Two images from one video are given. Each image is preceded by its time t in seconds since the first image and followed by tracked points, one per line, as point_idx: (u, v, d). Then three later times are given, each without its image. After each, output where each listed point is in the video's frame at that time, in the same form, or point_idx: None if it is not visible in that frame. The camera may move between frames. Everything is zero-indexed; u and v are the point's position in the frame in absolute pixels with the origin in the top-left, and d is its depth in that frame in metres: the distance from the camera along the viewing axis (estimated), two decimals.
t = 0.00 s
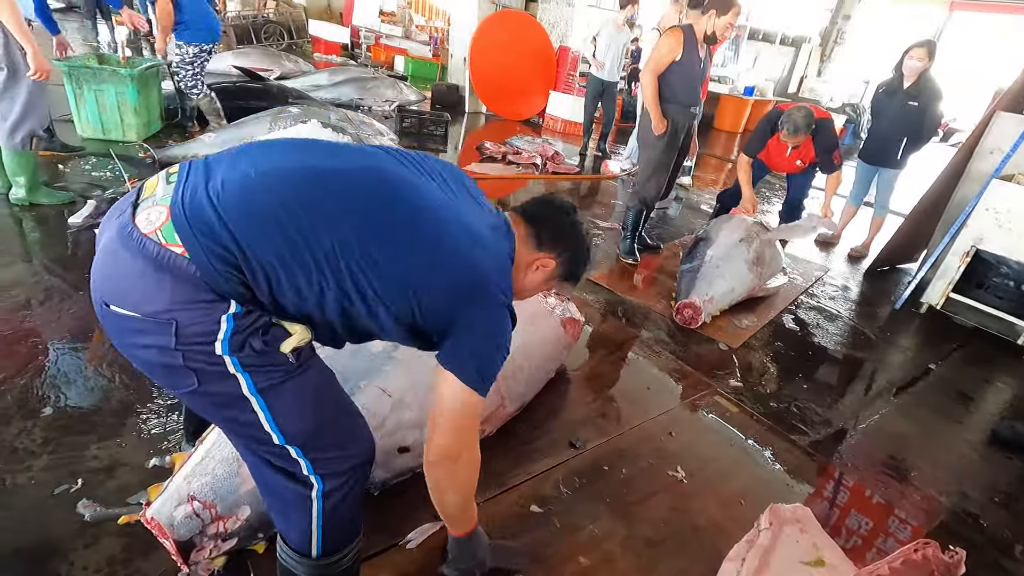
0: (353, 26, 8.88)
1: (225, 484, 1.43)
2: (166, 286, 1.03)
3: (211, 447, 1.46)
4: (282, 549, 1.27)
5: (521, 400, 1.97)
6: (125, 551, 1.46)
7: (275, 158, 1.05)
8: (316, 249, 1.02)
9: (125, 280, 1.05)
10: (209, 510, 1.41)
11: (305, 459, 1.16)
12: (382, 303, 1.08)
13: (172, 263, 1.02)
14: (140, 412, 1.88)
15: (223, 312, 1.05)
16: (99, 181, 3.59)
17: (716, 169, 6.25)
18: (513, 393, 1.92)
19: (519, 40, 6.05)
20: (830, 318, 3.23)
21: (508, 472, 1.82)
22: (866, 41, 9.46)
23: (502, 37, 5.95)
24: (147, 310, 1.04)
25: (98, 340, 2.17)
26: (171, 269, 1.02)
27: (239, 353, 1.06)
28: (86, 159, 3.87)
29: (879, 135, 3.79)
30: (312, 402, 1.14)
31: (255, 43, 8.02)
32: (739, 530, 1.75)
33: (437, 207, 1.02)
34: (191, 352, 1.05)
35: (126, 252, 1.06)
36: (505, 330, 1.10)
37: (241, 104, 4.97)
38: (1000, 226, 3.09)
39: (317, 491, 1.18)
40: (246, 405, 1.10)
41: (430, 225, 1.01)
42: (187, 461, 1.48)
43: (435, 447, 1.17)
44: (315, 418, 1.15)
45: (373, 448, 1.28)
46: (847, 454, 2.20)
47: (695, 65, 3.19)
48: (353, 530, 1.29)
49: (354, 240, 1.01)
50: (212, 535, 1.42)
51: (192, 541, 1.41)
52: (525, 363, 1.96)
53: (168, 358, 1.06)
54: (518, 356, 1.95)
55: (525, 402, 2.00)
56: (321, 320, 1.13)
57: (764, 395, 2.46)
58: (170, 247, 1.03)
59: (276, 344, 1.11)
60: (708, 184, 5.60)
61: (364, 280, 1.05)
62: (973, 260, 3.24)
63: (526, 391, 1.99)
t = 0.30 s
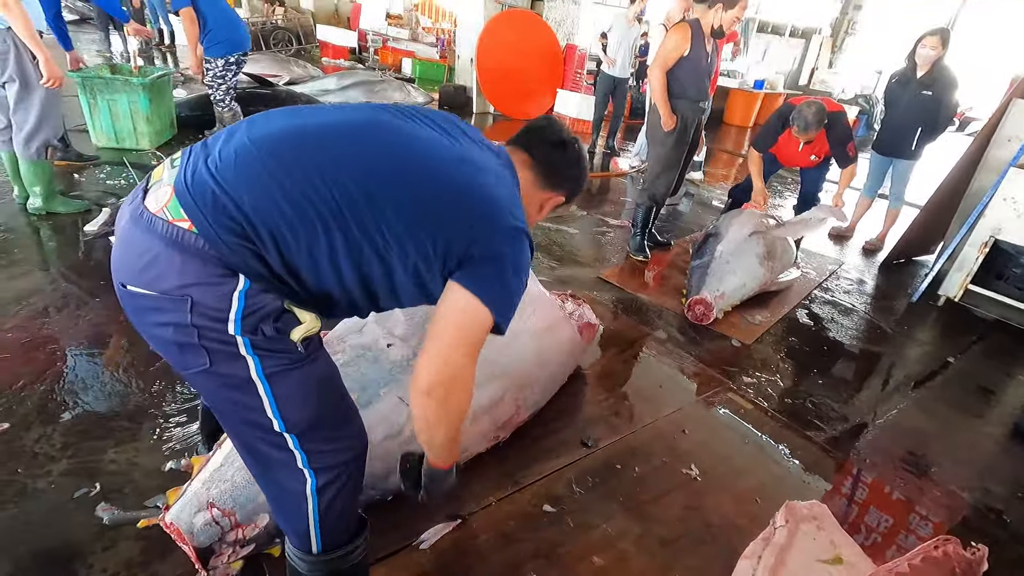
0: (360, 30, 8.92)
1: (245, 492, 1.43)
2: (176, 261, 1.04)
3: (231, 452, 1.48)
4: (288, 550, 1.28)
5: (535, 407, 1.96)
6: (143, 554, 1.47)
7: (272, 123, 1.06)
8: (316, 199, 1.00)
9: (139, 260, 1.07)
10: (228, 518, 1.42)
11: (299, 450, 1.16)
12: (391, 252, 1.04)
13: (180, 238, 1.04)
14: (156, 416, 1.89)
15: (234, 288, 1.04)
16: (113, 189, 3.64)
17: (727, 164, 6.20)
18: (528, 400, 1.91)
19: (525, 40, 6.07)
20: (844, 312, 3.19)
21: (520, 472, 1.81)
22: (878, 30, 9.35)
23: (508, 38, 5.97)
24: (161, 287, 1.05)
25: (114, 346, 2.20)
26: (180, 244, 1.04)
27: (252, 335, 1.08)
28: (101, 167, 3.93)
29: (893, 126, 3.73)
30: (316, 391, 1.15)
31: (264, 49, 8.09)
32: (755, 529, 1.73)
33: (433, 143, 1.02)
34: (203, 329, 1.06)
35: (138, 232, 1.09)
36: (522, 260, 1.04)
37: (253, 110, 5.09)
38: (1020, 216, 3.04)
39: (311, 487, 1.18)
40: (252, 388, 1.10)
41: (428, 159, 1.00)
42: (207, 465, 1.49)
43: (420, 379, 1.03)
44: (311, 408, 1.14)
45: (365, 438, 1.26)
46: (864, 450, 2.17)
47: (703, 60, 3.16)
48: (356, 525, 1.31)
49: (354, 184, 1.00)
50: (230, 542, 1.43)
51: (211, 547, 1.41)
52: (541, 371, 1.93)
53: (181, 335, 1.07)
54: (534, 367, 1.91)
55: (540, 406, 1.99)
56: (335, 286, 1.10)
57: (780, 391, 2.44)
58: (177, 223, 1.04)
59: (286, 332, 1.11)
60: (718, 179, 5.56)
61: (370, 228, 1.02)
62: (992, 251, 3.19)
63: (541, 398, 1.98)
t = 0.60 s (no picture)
0: (360, 29, 8.93)
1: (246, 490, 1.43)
2: (184, 239, 1.03)
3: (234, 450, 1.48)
4: (281, 543, 1.24)
5: (536, 407, 1.96)
6: (143, 552, 1.47)
7: (246, 94, 1.10)
8: (312, 155, 1.06)
9: (141, 243, 1.05)
10: (229, 516, 1.41)
11: (288, 435, 1.14)
12: (384, 198, 1.13)
13: (188, 218, 1.03)
14: (156, 415, 1.89)
15: (242, 261, 1.04)
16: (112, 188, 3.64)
17: (727, 163, 6.19)
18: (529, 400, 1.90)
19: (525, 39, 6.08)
20: (845, 310, 3.19)
21: (521, 470, 1.81)
22: (879, 29, 9.36)
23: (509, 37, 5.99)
24: (170, 267, 1.03)
25: (114, 345, 2.20)
26: (188, 223, 1.03)
27: (260, 309, 1.07)
28: (100, 166, 3.93)
29: (893, 124, 3.72)
30: (308, 369, 1.15)
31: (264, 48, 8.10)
32: (756, 527, 1.73)
33: (403, 94, 1.14)
34: (213, 305, 1.04)
35: (136, 217, 1.06)
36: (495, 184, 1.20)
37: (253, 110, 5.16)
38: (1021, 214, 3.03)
39: (298, 473, 1.16)
40: (253, 365, 1.08)
41: (402, 108, 1.11)
42: (208, 463, 1.49)
43: (419, 289, 1.15)
44: (304, 389, 1.14)
45: (343, 426, 1.25)
46: (865, 448, 2.17)
47: (704, 58, 3.15)
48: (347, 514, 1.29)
49: (344, 136, 1.07)
50: (231, 541, 1.43)
51: (211, 546, 1.40)
52: (543, 372, 1.92)
53: (190, 315, 1.04)
54: (537, 366, 1.89)
55: (541, 404, 1.99)
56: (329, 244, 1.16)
57: (780, 390, 2.43)
58: (181, 203, 1.03)
59: (289, 309, 1.12)
60: (718, 178, 5.55)
61: (366, 176, 1.10)
62: (993, 248, 3.19)
63: (542, 398, 1.98)
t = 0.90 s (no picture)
0: (363, 20, 8.90)
1: (249, 481, 1.43)
2: (189, 231, 1.02)
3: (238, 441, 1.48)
4: (280, 518, 1.23)
5: (538, 399, 1.96)
6: (148, 542, 1.48)
7: (233, 95, 1.08)
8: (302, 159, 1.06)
9: (140, 233, 1.03)
10: (233, 507, 1.42)
11: (286, 409, 1.13)
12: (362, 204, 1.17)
13: (195, 216, 1.02)
14: (161, 405, 1.90)
15: (241, 252, 1.05)
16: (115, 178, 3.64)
17: (731, 156, 6.16)
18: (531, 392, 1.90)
19: (528, 30, 6.05)
20: (849, 305, 3.18)
21: (523, 463, 1.82)
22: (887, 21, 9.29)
23: (513, 29, 5.98)
24: (174, 258, 1.02)
25: (118, 335, 2.20)
26: (196, 220, 1.02)
27: (257, 288, 1.09)
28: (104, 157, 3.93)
29: (900, 118, 3.70)
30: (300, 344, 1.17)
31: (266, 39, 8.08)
32: (758, 521, 1.73)
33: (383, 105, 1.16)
34: (216, 290, 1.03)
35: (133, 209, 1.04)
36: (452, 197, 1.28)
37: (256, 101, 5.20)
38: None
39: (295, 446, 1.15)
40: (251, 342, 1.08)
41: (382, 118, 1.14)
42: (212, 455, 1.49)
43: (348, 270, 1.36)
44: (299, 363, 1.15)
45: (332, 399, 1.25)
46: (867, 442, 2.16)
47: (710, 49, 3.12)
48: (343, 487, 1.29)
49: (332, 140, 1.08)
50: (235, 531, 1.43)
51: (215, 536, 1.41)
52: (546, 364, 1.91)
53: (191, 301, 1.03)
54: (540, 359, 1.89)
55: (543, 396, 1.98)
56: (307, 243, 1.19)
57: (783, 384, 2.43)
58: (188, 201, 1.02)
59: (274, 287, 1.14)
60: (722, 171, 5.52)
61: (349, 183, 1.12)
62: (998, 243, 3.17)
63: (544, 391, 1.98)
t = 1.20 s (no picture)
0: (362, 15, 8.87)
1: (244, 477, 1.43)
2: (166, 204, 1.03)
3: (232, 436, 1.47)
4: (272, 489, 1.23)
5: (535, 397, 1.97)
6: (142, 537, 1.47)
7: (210, 70, 1.08)
8: (279, 129, 1.06)
9: (122, 210, 1.04)
10: (228, 502, 1.42)
11: (275, 382, 1.13)
12: (344, 173, 1.14)
13: (171, 187, 1.03)
14: (156, 400, 1.89)
15: (219, 226, 1.05)
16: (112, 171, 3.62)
17: (729, 157, 6.17)
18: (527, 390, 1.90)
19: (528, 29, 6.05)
20: (845, 307, 3.19)
21: (519, 461, 1.82)
22: (885, 25, 9.34)
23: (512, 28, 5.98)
24: (151, 230, 1.03)
25: (113, 329, 2.19)
26: (170, 191, 1.03)
27: (239, 264, 1.08)
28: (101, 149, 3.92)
29: (897, 122, 3.71)
30: (289, 318, 1.16)
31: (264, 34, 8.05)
32: (752, 520, 1.74)
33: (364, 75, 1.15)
34: (197, 264, 1.04)
35: (115, 185, 1.05)
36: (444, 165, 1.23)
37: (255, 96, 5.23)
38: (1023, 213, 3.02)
39: (285, 419, 1.15)
40: (236, 318, 1.09)
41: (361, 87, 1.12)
42: (206, 450, 1.48)
43: (347, 258, 1.21)
44: (288, 338, 1.14)
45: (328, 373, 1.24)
46: (861, 444, 2.18)
47: (711, 50, 3.13)
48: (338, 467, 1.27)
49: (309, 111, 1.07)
50: (230, 526, 1.44)
51: (210, 531, 1.42)
52: (542, 362, 1.91)
53: (174, 274, 1.04)
54: (537, 357, 1.89)
55: (539, 393, 1.99)
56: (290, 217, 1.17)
57: (779, 386, 2.44)
58: (164, 173, 1.03)
59: (260, 263, 1.14)
60: (720, 172, 5.53)
61: (328, 152, 1.10)
62: (993, 247, 3.19)
63: (541, 389, 1.99)
